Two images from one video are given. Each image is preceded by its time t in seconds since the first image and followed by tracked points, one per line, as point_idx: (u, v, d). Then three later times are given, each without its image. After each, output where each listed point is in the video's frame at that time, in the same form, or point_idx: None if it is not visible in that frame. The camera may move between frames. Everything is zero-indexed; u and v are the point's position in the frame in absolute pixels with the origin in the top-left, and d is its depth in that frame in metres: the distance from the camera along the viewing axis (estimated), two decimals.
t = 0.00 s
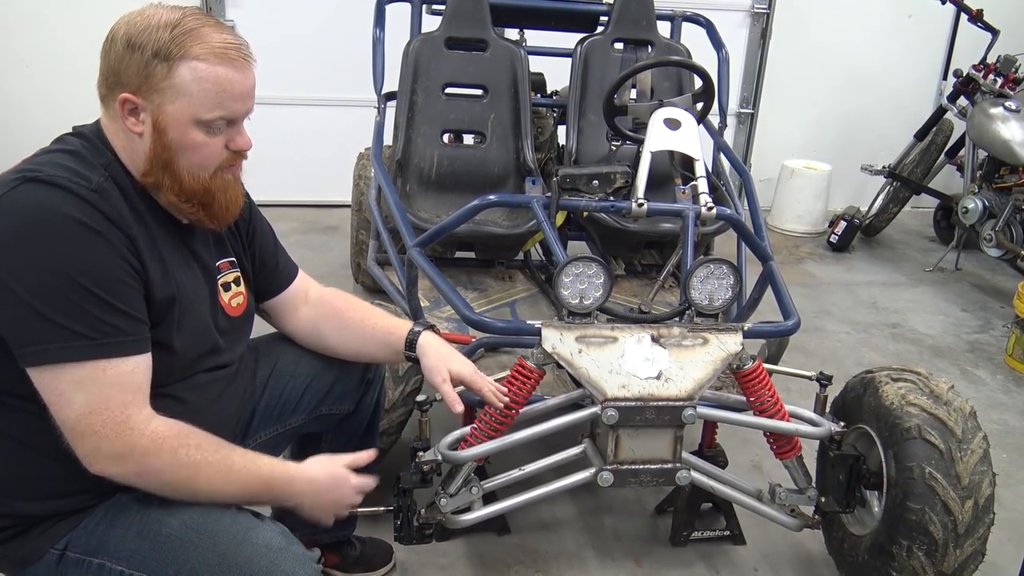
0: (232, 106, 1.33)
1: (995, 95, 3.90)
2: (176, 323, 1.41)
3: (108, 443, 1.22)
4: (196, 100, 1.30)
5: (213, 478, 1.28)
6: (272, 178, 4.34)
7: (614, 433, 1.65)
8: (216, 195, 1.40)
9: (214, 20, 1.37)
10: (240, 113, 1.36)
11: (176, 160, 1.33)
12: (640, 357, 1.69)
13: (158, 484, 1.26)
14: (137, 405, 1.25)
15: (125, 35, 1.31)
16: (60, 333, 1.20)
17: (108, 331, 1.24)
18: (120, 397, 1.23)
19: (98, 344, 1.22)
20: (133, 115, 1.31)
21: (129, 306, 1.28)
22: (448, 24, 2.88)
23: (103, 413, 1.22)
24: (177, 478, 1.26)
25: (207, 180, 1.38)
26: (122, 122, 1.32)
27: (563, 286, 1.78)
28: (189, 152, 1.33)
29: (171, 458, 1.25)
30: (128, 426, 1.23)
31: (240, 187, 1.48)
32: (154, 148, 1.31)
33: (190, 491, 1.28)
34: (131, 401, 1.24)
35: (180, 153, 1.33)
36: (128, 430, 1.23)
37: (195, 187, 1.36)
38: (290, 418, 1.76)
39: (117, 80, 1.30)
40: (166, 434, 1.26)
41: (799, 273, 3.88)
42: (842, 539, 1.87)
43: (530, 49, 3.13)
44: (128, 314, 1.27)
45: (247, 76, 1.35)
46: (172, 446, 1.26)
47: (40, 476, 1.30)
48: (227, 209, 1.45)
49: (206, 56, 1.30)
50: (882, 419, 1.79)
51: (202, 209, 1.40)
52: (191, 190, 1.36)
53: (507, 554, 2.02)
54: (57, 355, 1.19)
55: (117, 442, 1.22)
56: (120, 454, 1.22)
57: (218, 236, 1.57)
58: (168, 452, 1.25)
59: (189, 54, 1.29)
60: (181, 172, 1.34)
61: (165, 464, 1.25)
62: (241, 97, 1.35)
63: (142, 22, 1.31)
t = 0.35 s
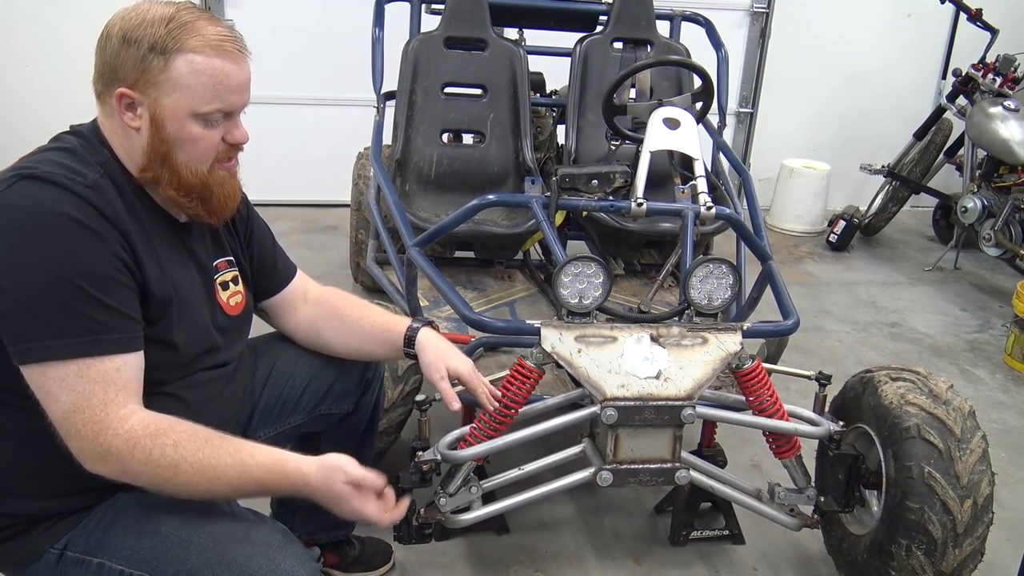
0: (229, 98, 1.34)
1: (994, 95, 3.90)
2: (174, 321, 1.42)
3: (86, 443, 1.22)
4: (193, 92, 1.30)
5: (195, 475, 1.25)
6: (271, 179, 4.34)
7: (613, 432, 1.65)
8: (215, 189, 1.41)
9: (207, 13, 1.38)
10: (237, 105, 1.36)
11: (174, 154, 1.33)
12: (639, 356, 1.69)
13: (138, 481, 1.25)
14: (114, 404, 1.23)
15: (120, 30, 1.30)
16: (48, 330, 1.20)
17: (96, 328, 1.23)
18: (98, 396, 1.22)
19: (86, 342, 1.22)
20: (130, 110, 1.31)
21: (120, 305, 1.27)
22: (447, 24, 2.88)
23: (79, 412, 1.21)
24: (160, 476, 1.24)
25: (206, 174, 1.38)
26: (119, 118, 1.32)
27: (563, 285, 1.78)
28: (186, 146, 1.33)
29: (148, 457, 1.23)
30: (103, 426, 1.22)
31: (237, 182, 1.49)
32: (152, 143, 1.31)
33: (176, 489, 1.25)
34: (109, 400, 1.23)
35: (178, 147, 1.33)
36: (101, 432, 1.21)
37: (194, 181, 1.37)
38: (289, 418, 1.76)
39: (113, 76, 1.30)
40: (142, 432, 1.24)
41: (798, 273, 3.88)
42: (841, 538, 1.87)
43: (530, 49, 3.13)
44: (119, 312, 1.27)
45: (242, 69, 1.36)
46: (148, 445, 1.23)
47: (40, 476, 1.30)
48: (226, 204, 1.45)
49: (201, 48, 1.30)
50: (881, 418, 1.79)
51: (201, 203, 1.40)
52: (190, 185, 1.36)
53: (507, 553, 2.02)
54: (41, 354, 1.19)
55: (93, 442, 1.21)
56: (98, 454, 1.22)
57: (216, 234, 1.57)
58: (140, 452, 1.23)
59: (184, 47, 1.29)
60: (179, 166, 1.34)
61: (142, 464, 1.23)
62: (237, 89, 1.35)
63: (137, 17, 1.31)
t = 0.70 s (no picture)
0: (237, 99, 1.34)
1: (993, 94, 3.91)
2: (176, 325, 1.42)
3: (91, 444, 1.19)
4: (202, 94, 1.30)
5: (202, 475, 1.21)
6: (270, 179, 4.34)
7: (613, 431, 1.65)
8: (220, 189, 1.41)
9: (214, 15, 1.38)
10: (245, 106, 1.36)
11: (180, 155, 1.33)
12: (639, 355, 1.69)
13: (145, 483, 1.21)
14: (122, 403, 1.22)
15: (128, 32, 1.30)
16: (51, 337, 1.19)
17: (99, 333, 1.23)
18: (104, 398, 1.21)
19: (89, 347, 1.22)
20: (136, 112, 1.31)
21: (122, 310, 1.27)
22: (446, 23, 2.88)
23: (86, 413, 1.19)
24: (164, 475, 1.21)
25: (212, 175, 1.38)
26: (125, 119, 1.32)
27: (562, 284, 1.78)
28: (193, 147, 1.33)
29: (151, 454, 1.20)
30: (110, 426, 1.19)
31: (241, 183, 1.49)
32: (159, 145, 1.32)
33: (178, 492, 1.21)
34: (116, 401, 1.22)
35: (185, 149, 1.33)
36: (109, 430, 1.19)
37: (201, 182, 1.37)
38: (289, 417, 1.76)
39: (120, 78, 1.30)
40: (150, 429, 1.21)
41: (797, 272, 3.89)
42: (840, 537, 1.87)
43: (529, 48, 3.13)
44: (121, 316, 1.26)
45: (249, 70, 1.36)
46: (154, 442, 1.21)
47: (39, 476, 1.30)
48: (230, 204, 1.45)
49: (210, 50, 1.31)
50: (880, 417, 1.79)
51: (207, 204, 1.40)
52: (197, 185, 1.37)
53: (506, 552, 2.02)
54: (42, 360, 1.19)
55: (98, 440, 1.19)
56: (102, 455, 1.19)
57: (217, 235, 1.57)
58: (147, 450, 1.20)
59: (193, 48, 1.29)
60: (186, 168, 1.34)
61: (146, 461, 1.20)
62: (244, 90, 1.35)
63: (145, 19, 1.31)
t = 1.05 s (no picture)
0: (262, 113, 1.35)
1: (993, 94, 3.91)
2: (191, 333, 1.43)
3: (108, 450, 1.19)
4: (228, 107, 1.31)
5: (213, 495, 1.22)
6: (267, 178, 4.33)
7: (612, 430, 1.65)
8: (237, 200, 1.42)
9: (242, 27, 1.38)
10: (269, 119, 1.37)
11: (202, 165, 1.34)
12: (639, 354, 1.69)
13: (153, 496, 1.21)
14: (144, 409, 1.22)
15: (157, 40, 1.30)
16: (76, 340, 1.19)
17: (122, 338, 1.22)
18: (126, 405, 1.21)
19: (112, 351, 1.21)
20: (161, 120, 1.31)
21: (143, 315, 1.26)
22: (447, 22, 2.88)
23: (106, 418, 1.19)
24: (175, 490, 1.21)
25: (230, 185, 1.40)
26: (149, 126, 1.32)
27: (561, 284, 1.79)
28: (215, 158, 1.34)
29: (168, 467, 1.20)
30: (131, 432, 1.20)
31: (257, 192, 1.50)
32: (182, 153, 1.32)
33: (185, 509, 1.22)
34: (138, 408, 1.22)
35: (207, 159, 1.34)
36: (129, 437, 1.19)
37: (220, 191, 1.38)
38: (289, 419, 1.77)
39: (147, 85, 1.30)
40: (169, 441, 1.22)
41: (796, 272, 3.88)
42: (839, 536, 1.88)
43: (528, 48, 3.13)
44: (142, 322, 1.26)
45: (273, 84, 1.36)
46: (172, 455, 1.21)
47: (38, 475, 1.31)
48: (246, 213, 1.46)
49: (239, 64, 1.31)
50: (879, 417, 1.79)
51: (223, 214, 1.41)
52: (215, 195, 1.38)
53: (505, 551, 2.03)
54: (67, 364, 1.18)
55: (115, 448, 1.19)
56: (117, 462, 1.19)
57: (228, 239, 1.58)
58: (165, 462, 1.20)
59: (222, 61, 1.30)
60: (206, 177, 1.35)
61: (162, 473, 1.20)
62: (268, 104, 1.36)
63: (175, 28, 1.31)
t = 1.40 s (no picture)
0: (268, 116, 1.35)
1: (992, 91, 3.91)
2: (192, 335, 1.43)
3: (107, 453, 1.19)
4: (234, 109, 1.31)
5: (212, 498, 1.23)
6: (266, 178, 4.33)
7: (612, 428, 1.65)
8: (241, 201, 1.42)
9: (248, 29, 1.38)
10: (274, 121, 1.37)
11: (207, 167, 1.34)
12: (638, 352, 1.69)
13: (152, 499, 1.21)
14: (143, 412, 1.22)
15: (163, 42, 1.30)
16: (77, 343, 1.18)
17: (122, 341, 1.22)
18: (126, 408, 1.20)
19: (113, 354, 1.21)
20: (167, 122, 1.31)
21: (144, 317, 1.26)
22: (445, 21, 2.88)
23: (106, 421, 1.19)
24: (173, 493, 1.21)
25: (235, 186, 1.40)
26: (154, 128, 1.32)
27: (561, 282, 1.78)
28: (221, 160, 1.34)
29: (167, 470, 1.20)
30: (130, 435, 1.19)
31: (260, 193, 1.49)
32: (187, 155, 1.32)
33: (184, 512, 1.22)
34: (138, 410, 1.21)
35: (212, 161, 1.34)
36: (128, 439, 1.19)
37: (224, 194, 1.38)
38: (289, 418, 1.77)
39: (152, 87, 1.29)
40: (168, 444, 1.22)
41: (796, 269, 3.88)
42: (839, 533, 1.88)
43: (527, 46, 3.13)
44: (143, 324, 1.26)
45: (279, 86, 1.36)
46: (172, 458, 1.21)
47: (39, 476, 1.31)
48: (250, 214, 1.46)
49: (245, 66, 1.31)
50: (879, 413, 1.80)
51: (227, 216, 1.41)
52: (219, 197, 1.38)
53: (506, 549, 2.03)
54: (68, 366, 1.18)
55: (114, 450, 1.19)
56: (116, 464, 1.19)
57: (230, 240, 1.58)
58: (163, 465, 1.20)
59: (229, 64, 1.30)
60: (211, 179, 1.35)
61: (161, 475, 1.20)
62: (274, 107, 1.36)
63: (181, 30, 1.31)
